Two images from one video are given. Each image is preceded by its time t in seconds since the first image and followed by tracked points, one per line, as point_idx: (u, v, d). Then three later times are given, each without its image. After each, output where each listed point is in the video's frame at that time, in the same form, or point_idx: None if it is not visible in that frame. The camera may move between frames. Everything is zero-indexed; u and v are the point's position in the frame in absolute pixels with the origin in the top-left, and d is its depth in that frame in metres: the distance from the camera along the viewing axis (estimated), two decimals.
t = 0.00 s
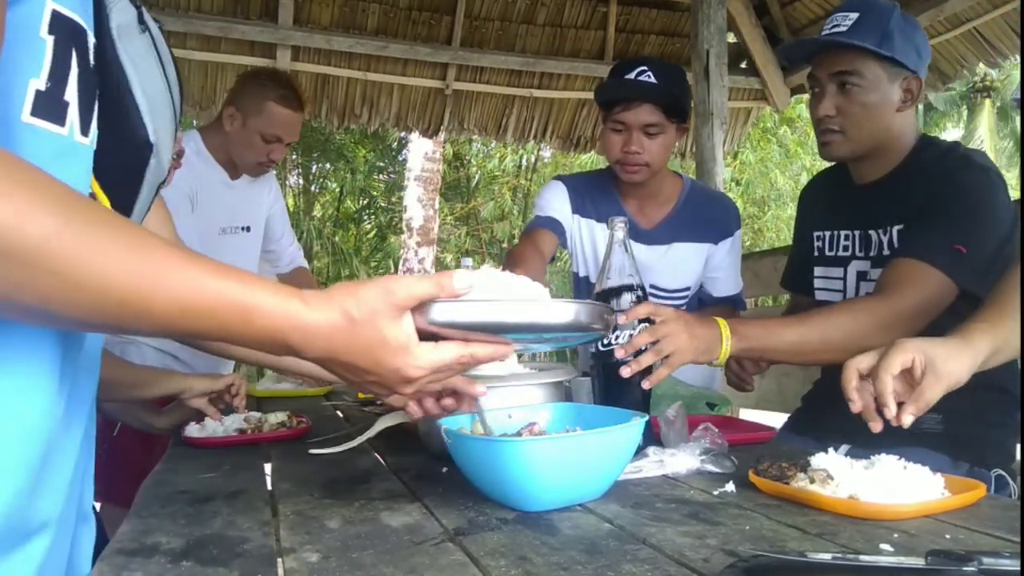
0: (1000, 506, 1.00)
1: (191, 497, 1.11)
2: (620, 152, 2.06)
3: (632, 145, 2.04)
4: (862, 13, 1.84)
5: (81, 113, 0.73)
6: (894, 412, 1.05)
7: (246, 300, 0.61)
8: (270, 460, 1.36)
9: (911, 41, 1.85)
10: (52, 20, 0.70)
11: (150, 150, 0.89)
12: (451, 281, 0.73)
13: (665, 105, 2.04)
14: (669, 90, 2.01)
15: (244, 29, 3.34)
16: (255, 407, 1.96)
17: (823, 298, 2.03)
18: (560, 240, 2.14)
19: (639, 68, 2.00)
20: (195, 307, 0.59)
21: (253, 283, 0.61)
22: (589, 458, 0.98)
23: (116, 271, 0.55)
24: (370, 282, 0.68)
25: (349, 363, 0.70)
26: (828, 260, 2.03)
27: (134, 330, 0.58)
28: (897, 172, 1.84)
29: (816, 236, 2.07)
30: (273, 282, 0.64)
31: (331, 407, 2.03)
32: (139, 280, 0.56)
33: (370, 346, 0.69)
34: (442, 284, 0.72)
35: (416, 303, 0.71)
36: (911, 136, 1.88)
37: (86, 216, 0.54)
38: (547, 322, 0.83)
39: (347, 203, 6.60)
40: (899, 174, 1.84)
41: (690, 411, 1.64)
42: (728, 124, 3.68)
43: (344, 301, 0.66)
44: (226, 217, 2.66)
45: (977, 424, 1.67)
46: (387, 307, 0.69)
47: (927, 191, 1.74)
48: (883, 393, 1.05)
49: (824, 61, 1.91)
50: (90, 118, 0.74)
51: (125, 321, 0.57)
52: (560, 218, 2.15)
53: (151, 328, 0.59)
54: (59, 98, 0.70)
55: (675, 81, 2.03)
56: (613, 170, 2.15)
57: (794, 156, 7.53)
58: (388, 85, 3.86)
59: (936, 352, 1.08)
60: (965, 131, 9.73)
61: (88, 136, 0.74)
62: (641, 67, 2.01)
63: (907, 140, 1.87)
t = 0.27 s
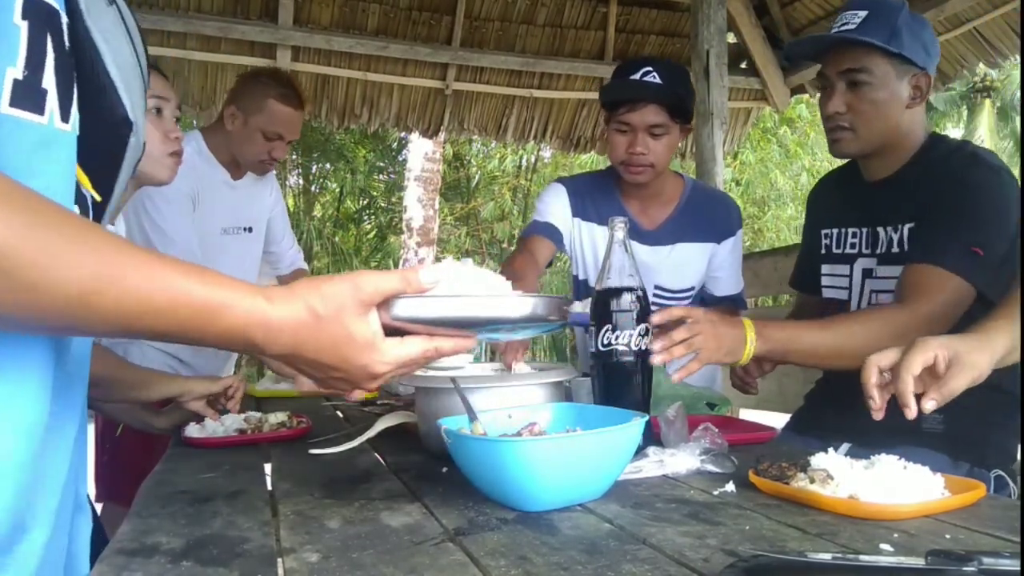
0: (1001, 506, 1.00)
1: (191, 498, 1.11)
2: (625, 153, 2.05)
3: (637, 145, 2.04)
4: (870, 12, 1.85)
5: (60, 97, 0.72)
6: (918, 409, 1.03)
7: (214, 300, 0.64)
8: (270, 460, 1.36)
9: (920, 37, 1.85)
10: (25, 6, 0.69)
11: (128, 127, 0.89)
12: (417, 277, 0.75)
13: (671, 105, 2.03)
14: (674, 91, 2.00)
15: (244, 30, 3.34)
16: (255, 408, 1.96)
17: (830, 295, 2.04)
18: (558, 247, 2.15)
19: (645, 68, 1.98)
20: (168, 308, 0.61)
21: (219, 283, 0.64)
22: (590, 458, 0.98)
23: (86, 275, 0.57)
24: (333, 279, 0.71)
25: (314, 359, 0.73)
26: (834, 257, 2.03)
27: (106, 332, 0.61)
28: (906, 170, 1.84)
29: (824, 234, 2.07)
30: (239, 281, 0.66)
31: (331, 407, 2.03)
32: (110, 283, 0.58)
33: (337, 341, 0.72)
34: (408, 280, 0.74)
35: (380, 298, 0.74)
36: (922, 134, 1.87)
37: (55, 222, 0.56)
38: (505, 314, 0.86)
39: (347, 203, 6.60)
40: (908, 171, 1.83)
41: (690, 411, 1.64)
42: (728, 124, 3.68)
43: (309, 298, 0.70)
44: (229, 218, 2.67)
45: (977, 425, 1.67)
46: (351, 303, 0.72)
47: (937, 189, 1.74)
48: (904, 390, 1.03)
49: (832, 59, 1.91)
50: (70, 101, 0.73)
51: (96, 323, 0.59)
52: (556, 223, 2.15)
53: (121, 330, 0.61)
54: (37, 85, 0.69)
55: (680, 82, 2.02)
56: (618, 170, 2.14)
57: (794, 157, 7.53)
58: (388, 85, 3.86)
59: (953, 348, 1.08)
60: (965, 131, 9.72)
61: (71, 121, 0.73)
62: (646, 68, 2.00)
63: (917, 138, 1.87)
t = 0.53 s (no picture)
0: (1001, 506, 1.00)
1: (192, 498, 1.11)
2: (628, 153, 2.05)
3: (641, 145, 2.04)
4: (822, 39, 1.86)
5: None
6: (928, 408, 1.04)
7: (147, 307, 0.61)
8: (270, 460, 1.36)
9: (881, 42, 1.81)
10: None
11: (72, 79, 0.86)
12: (352, 288, 0.74)
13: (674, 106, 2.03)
14: (678, 91, 2.00)
15: (244, 30, 3.34)
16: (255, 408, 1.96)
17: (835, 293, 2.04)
18: (550, 249, 2.15)
19: (648, 69, 1.99)
20: (96, 313, 0.59)
21: (154, 290, 0.62)
22: (590, 457, 0.98)
23: (12, 278, 0.54)
24: (271, 288, 0.70)
25: (247, 371, 0.70)
26: (841, 254, 2.04)
27: (31, 340, 0.58)
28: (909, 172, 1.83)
29: (833, 231, 2.07)
30: (174, 288, 0.64)
31: (331, 407, 2.03)
32: (37, 288, 0.56)
33: (271, 351, 0.70)
34: (344, 292, 0.73)
35: (319, 306, 0.73)
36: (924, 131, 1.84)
37: None
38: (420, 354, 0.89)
39: (347, 203, 6.60)
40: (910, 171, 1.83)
41: (690, 412, 1.64)
42: (728, 125, 3.68)
43: (246, 307, 0.68)
44: (230, 217, 2.67)
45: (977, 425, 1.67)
46: (289, 312, 0.70)
47: (944, 188, 1.74)
48: (914, 392, 1.03)
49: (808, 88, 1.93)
50: None
51: (20, 330, 0.57)
52: (552, 226, 2.16)
53: (47, 339, 0.58)
54: None
55: (683, 82, 2.02)
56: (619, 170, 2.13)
57: (794, 157, 7.53)
58: (388, 85, 3.86)
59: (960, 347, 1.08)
60: (965, 131, 9.72)
61: (3, 73, 0.73)
62: (650, 68, 2.00)
63: (917, 134, 1.84)
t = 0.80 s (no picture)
0: (1000, 506, 1.00)
1: (192, 498, 1.11)
2: (628, 154, 2.05)
3: (640, 146, 2.04)
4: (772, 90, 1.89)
5: None
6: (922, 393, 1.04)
7: (72, 293, 0.71)
8: (270, 460, 1.36)
9: (819, 76, 1.79)
10: None
11: None
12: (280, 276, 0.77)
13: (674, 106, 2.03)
14: (678, 92, 1.99)
15: (244, 30, 3.34)
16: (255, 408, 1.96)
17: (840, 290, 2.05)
18: (545, 250, 2.16)
19: (647, 69, 1.97)
20: (39, 301, 0.71)
21: (82, 278, 0.71)
22: (590, 457, 0.98)
23: None
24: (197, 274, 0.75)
25: (179, 355, 0.77)
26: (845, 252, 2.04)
27: None
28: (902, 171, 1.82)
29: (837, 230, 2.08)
30: (105, 277, 0.73)
31: (331, 407, 2.03)
32: None
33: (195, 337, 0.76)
34: (269, 276, 0.76)
35: (244, 293, 0.77)
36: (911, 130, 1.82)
37: None
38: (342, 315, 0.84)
39: (347, 203, 6.60)
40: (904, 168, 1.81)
41: (690, 412, 1.64)
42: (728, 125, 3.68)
43: (168, 292, 0.73)
44: (230, 216, 2.67)
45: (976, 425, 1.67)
46: (214, 297, 0.75)
47: (943, 185, 1.73)
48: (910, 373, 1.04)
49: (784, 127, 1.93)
50: None
51: None
52: (549, 228, 2.17)
53: None
54: None
55: (683, 83, 2.01)
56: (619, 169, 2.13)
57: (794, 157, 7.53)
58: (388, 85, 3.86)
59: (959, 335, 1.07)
60: (966, 131, 9.71)
61: None
62: (650, 69, 1.98)
63: (897, 137, 1.81)
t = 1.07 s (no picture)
0: (1000, 506, 1.00)
1: (191, 498, 1.11)
2: (625, 154, 2.05)
3: (637, 146, 2.04)
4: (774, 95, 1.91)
5: None
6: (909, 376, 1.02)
7: None
8: (270, 460, 1.36)
9: (824, 75, 1.81)
10: None
11: None
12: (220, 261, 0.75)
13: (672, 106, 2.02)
14: (676, 92, 1.98)
15: (244, 30, 3.34)
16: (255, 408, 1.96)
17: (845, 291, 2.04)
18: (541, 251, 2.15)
19: (645, 69, 1.96)
20: None
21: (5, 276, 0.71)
22: (590, 458, 0.98)
23: None
24: (126, 264, 0.74)
25: (111, 347, 0.77)
26: (848, 254, 2.04)
27: None
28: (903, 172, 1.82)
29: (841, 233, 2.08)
30: (30, 271, 0.72)
31: (331, 407, 2.03)
32: None
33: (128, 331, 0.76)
34: (206, 264, 0.74)
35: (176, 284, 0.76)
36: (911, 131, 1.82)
37: None
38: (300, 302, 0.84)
39: (347, 203, 6.60)
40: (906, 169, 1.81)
41: (690, 412, 1.65)
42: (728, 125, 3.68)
43: (97, 284, 0.73)
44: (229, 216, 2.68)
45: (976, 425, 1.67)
46: (144, 288, 0.74)
47: (944, 184, 1.73)
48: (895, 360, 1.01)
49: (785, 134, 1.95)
50: None
51: None
52: (547, 229, 2.17)
53: None
54: None
55: (681, 83, 2.00)
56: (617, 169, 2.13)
57: (794, 157, 7.53)
58: (388, 85, 3.86)
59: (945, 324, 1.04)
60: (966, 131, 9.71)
61: None
62: (646, 69, 1.98)
63: (898, 138, 1.82)
